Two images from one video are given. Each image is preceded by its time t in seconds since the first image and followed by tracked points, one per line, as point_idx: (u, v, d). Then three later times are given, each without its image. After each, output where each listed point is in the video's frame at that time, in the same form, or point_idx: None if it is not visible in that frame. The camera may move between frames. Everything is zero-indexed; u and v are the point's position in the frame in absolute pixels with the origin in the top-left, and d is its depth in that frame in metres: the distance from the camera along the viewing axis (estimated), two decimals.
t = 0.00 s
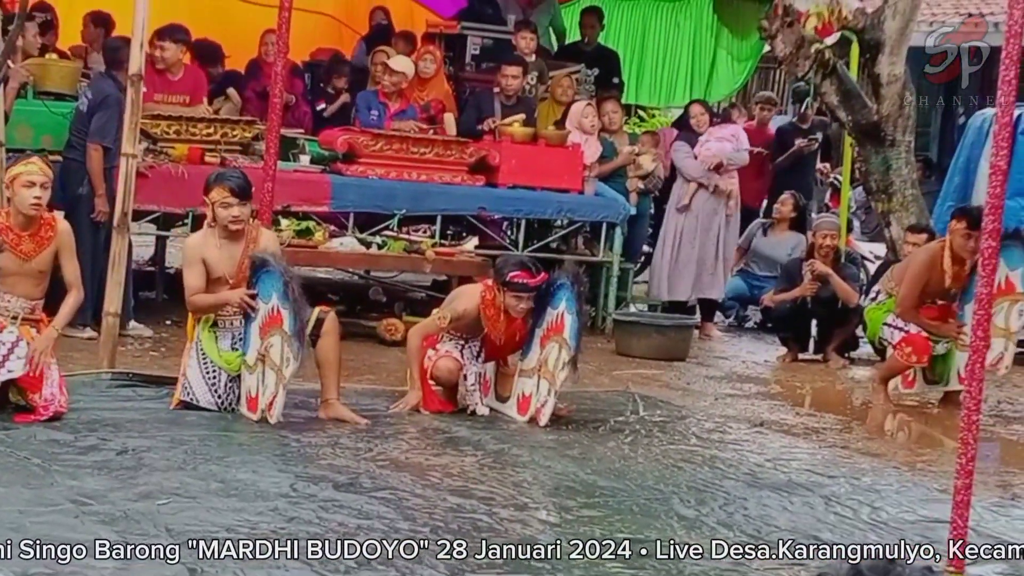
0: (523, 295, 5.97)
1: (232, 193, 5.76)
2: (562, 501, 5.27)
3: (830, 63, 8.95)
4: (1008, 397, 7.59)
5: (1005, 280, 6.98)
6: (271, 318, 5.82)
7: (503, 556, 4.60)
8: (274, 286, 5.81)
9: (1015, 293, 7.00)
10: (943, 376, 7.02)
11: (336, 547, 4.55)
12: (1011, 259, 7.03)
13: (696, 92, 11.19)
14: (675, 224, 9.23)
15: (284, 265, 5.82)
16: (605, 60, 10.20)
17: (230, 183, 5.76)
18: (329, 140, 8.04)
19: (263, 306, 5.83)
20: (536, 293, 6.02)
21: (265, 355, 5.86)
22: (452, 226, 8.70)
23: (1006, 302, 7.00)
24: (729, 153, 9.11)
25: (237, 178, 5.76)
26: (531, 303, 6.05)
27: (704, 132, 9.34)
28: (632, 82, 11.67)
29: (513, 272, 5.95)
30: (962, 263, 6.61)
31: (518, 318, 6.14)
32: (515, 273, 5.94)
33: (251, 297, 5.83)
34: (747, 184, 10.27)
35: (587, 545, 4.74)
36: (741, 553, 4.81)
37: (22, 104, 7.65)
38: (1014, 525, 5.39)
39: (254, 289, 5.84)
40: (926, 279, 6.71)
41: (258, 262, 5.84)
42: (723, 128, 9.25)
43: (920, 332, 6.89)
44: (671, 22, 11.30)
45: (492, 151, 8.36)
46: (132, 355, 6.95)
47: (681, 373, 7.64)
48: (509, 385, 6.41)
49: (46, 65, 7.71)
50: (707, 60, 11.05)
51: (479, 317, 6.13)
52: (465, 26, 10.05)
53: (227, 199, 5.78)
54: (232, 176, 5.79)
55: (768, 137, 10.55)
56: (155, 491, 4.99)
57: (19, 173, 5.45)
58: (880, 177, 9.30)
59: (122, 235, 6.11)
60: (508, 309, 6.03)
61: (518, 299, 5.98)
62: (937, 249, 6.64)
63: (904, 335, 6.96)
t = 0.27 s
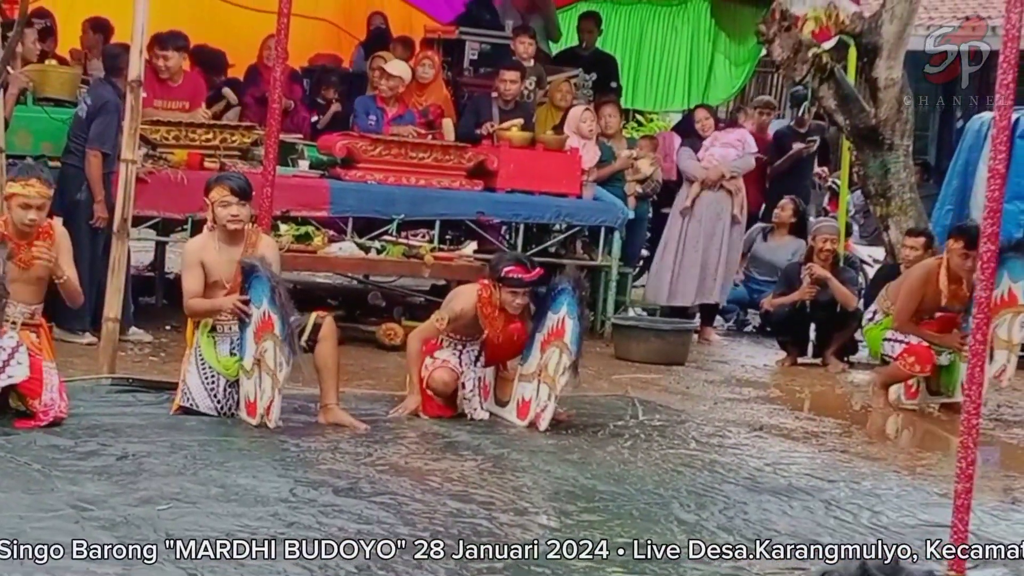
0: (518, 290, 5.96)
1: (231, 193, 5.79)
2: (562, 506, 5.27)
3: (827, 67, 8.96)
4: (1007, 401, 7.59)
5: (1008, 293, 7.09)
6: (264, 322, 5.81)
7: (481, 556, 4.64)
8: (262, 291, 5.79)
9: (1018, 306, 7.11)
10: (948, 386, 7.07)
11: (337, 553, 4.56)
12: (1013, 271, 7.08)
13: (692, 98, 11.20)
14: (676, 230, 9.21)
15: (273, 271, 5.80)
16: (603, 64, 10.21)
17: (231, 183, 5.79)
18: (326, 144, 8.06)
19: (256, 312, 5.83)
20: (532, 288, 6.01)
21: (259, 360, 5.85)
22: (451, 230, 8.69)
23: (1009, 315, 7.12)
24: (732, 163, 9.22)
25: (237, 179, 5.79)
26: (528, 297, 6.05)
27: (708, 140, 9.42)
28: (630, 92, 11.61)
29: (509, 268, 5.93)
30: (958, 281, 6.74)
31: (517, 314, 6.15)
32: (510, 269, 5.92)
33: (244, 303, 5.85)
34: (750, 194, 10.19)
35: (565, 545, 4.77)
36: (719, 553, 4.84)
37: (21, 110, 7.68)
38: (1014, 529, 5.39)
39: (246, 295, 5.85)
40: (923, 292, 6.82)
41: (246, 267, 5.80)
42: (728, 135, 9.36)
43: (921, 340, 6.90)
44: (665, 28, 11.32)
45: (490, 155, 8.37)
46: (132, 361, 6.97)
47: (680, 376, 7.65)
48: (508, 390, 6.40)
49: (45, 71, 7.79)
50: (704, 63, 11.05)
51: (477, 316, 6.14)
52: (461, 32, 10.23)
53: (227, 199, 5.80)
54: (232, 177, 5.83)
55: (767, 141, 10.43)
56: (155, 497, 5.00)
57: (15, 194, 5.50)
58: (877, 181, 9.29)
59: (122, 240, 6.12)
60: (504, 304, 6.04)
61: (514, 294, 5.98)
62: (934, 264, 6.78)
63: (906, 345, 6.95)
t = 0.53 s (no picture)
0: (514, 276, 5.99)
1: (227, 195, 5.81)
2: (561, 507, 5.27)
3: (827, 69, 8.97)
4: (1008, 400, 7.59)
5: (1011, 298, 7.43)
6: (251, 325, 5.79)
7: (459, 556, 4.64)
8: (247, 293, 5.77)
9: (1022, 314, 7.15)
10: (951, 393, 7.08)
11: (336, 554, 4.56)
12: (1016, 275, 7.43)
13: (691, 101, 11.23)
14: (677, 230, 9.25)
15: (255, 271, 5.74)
16: (603, 66, 10.22)
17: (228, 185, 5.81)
18: (326, 147, 8.12)
19: (246, 313, 5.83)
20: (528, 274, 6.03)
21: (253, 361, 5.83)
22: (451, 232, 8.69)
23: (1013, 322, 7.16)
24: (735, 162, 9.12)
25: (236, 182, 5.81)
26: (524, 283, 6.06)
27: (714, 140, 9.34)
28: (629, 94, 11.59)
29: (504, 253, 5.98)
30: (955, 288, 6.74)
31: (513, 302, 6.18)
32: (506, 253, 5.97)
33: (236, 305, 5.87)
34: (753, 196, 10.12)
35: (542, 544, 4.76)
36: (697, 552, 4.82)
37: (21, 115, 7.72)
38: (1014, 528, 5.38)
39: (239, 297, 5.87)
40: (920, 297, 6.83)
41: (234, 270, 5.79)
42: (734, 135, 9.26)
43: (919, 342, 6.91)
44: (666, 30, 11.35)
45: (489, 157, 8.39)
46: (132, 363, 6.98)
47: (680, 378, 7.65)
48: (506, 389, 6.41)
49: (44, 75, 7.74)
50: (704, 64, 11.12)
51: (475, 309, 6.15)
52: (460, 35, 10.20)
53: (223, 201, 5.83)
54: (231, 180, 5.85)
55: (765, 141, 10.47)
56: (154, 498, 5.01)
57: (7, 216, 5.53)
58: (877, 181, 9.28)
59: (122, 243, 6.13)
60: (501, 292, 6.05)
61: (510, 280, 6.00)
62: (932, 271, 6.79)
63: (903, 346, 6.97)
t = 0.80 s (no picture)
0: (511, 264, 5.97)
1: (220, 191, 5.81)
2: (561, 504, 5.27)
3: (825, 65, 8.98)
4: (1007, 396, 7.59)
5: (1008, 304, 6.91)
6: (260, 321, 5.84)
7: (439, 557, 4.60)
8: (258, 291, 5.84)
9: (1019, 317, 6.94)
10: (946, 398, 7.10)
11: (336, 552, 4.56)
12: (1014, 282, 6.89)
13: (687, 98, 11.20)
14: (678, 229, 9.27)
15: (266, 270, 5.83)
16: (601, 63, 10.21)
17: (221, 181, 5.81)
18: (324, 144, 8.07)
19: (250, 311, 5.87)
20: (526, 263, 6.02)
21: (258, 359, 5.87)
22: (448, 230, 8.69)
23: (1009, 324, 6.95)
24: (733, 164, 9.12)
25: (229, 177, 5.81)
26: (522, 273, 6.05)
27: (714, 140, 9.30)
28: (626, 91, 11.59)
29: (500, 242, 5.97)
30: (946, 277, 6.68)
31: (510, 292, 6.17)
32: (502, 241, 5.96)
33: (239, 302, 5.88)
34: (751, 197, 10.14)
35: (522, 545, 4.73)
36: (678, 553, 4.79)
37: (16, 113, 7.74)
38: (1013, 524, 5.38)
39: (241, 294, 5.89)
40: (912, 293, 6.77)
41: (241, 268, 5.85)
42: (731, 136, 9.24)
43: (912, 339, 6.91)
44: (662, 26, 11.30)
45: (487, 154, 8.37)
46: (129, 362, 6.97)
47: (678, 374, 7.65)
48: (503, 386, 6.42)
49: (41, 74, 7.73)
50: (701, 58, 11.07)
51: (474, 301, 6.14)
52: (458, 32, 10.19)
53: (216, 197, 5.83)
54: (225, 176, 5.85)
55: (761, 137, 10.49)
56: (153, 497, 5.01)
57: None
58: (875, 178, 9.28)
59: (119, 242, 6.14)
60: (497, 281, 6.03)
61: (507, 269, 5.98)
62: (920, 265, 6.71)
63: (896, 343, 6.94)
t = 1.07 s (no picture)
0: (501, 255, 5.98)
1: (217, 190, 5.83)
2: (558, 500, 5.27)
3: (823, 60, 8.98)
4: (1005, 391, 7.59)
5: (1003, 303, 6.83)
6: (251, 318, 5.83)
7: (421, 556, 4.55)
8: (246, 288, 5.83)
9: (1014, 316, 6.85)
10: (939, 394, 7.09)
11: (334, 548, 4.56)
12: (1011, 281, 6.79)
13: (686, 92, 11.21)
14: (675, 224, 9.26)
15: (253, 268, 5.82)
16: (599, 59, 10.20)
17: (218, 180, 5.83)
18: (322, 140, 8.07)
19: (241, 308, 5.87)
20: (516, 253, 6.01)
21: (253, 355, 5.87)
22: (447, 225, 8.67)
23: (1003, 323, 6.87)
24: (733, 163, 9.21)
25: (224, 176, 5.83)
26: (512, 264, 6.05)
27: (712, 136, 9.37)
28: (626, 88, 11.71)
29: (491, 233, 5.97)
30: (941, 275, 6.66)
31: (503, 283, 6.13)
32: (492, 234, 5.96)
33: (228, 301, 5.88)
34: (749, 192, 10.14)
35: (503, 544, 4.68)
36: (659, 553, 4.72)
37: (14, 109, 7.71)
38: (1010, 519, 5.38)
39: (231, 293, 5.88)
40: (907, 287, 6.77)
41: (229, 267, 5.82)
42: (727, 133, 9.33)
43: (906, 334, 6.92)
44: (660, 22, 11.32)
45: (485, 150, 8.38)
46: (127, 358, 6.97)
47: (676, 370, 7.65)
48: (500, 382, 6.45)
49: (38, 69, 7.75)
50: (698, 55, 10.97)
51: (465, 293, 6.10)
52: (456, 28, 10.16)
53: (213, 196, 5.85)
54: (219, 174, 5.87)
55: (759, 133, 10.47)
56: (151, 493, 5.01)
57: None
58: (873, 173, 9.28)
59: (116, 237, 6.14)
60: (488, 273, 6.03)
61: (497, 260, 5.99)
62: (916, 261, 6.70)
63: (889, 337, 6.96)
